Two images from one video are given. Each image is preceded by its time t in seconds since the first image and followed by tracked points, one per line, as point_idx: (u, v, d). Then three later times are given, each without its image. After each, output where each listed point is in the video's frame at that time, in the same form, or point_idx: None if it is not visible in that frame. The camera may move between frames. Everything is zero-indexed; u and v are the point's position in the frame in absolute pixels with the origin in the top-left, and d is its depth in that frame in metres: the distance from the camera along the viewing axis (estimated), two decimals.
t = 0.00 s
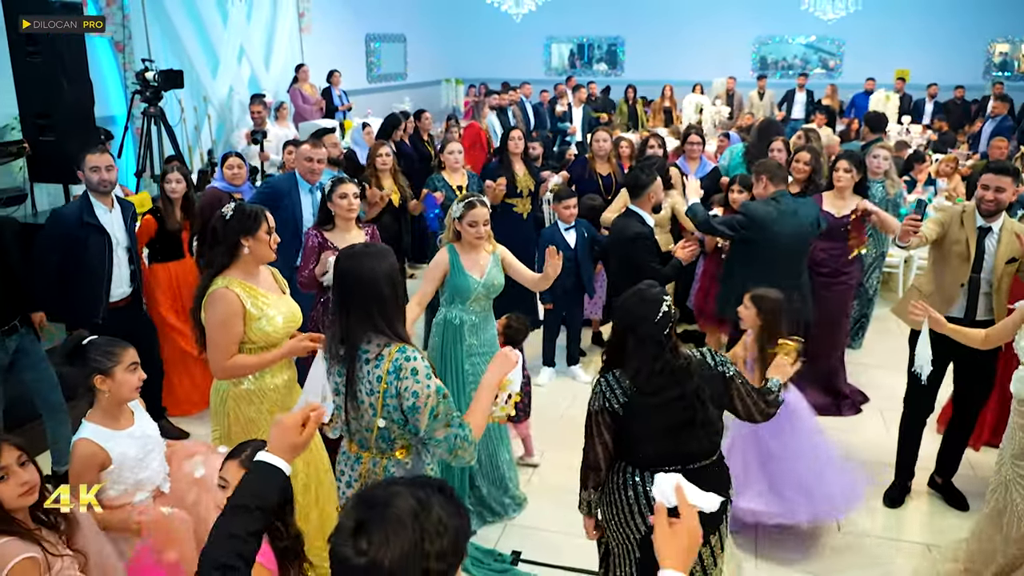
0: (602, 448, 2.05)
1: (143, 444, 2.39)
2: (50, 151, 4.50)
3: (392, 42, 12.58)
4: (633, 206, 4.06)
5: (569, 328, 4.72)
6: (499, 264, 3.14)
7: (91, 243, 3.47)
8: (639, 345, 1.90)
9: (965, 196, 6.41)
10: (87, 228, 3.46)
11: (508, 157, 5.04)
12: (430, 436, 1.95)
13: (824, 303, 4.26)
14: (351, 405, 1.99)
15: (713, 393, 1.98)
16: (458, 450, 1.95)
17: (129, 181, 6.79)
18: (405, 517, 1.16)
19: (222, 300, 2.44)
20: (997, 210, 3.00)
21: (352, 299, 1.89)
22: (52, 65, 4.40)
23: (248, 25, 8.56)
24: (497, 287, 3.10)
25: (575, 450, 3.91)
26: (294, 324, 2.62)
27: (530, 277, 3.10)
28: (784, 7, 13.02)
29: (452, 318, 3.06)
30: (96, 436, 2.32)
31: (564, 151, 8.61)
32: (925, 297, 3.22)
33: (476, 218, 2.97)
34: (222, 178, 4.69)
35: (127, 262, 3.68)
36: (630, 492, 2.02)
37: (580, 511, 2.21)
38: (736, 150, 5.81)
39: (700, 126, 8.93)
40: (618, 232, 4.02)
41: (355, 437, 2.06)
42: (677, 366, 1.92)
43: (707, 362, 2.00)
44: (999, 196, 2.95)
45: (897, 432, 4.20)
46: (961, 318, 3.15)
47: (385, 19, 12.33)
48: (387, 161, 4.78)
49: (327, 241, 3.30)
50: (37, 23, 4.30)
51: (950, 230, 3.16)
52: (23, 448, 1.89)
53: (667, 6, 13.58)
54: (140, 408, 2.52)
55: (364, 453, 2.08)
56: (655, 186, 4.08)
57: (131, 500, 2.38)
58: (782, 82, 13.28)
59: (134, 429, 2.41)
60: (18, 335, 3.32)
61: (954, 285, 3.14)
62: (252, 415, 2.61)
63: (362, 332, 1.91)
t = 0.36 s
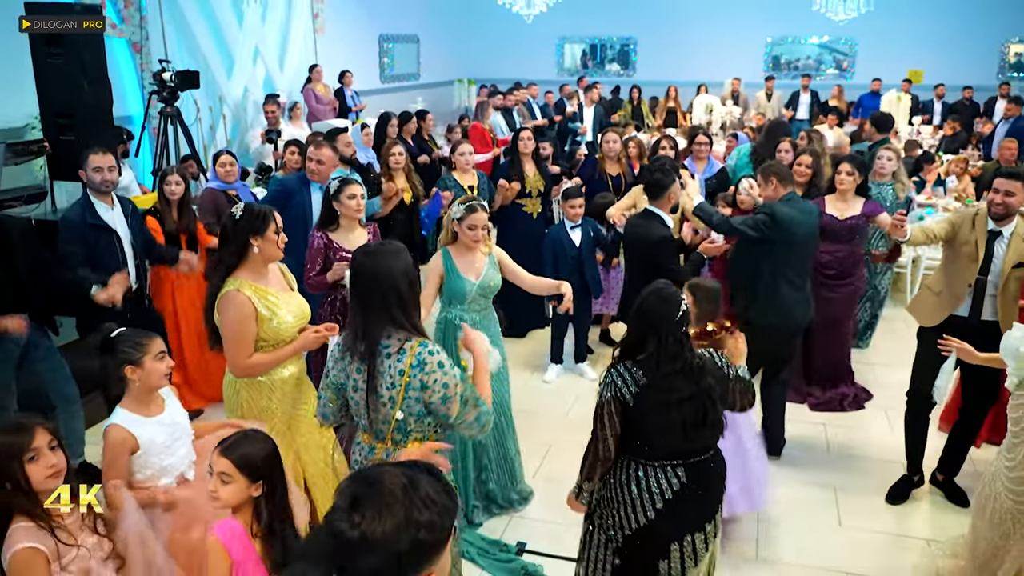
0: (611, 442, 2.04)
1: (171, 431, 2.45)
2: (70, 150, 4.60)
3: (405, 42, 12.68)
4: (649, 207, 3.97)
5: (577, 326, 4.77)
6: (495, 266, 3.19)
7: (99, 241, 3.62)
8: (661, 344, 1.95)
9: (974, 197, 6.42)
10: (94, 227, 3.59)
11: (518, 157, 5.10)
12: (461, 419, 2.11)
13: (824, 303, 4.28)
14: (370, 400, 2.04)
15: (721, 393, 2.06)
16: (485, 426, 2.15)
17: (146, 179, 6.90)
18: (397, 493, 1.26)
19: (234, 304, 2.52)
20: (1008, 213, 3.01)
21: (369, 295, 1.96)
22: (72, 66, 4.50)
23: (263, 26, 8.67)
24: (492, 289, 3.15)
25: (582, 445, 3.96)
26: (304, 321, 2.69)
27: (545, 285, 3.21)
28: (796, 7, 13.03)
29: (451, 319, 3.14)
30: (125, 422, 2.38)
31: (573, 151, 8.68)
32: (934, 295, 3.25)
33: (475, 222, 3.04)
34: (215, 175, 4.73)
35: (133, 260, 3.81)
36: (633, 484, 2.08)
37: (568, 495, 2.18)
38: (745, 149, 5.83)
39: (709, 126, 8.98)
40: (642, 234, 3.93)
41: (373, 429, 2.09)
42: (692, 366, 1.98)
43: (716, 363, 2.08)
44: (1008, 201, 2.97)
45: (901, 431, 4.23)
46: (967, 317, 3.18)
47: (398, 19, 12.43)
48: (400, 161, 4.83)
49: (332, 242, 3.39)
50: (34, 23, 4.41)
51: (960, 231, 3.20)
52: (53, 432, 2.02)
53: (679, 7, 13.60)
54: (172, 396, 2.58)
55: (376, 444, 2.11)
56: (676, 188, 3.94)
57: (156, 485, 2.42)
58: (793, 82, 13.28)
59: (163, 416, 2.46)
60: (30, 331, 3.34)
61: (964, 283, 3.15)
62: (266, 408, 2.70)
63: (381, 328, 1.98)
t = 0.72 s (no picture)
0: (585, 422, 2.19)
1: (223, 412, 2.53)
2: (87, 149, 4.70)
3: (416, 43, 12.77)
4: (672, 213, 3.59)
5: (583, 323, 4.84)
6: (500, 263, 3.25)
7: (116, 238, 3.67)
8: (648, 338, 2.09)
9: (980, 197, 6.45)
10: (110, 223, 3.65)
11: (525, 157, 5.18)
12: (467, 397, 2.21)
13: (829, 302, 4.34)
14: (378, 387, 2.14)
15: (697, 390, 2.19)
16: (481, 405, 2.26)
17: (160, 178, 7.02)
18: (380, 509, 1.15)
19: (242, 300, 2.61)
20: (1013, 208, 3.01)
21: (376, 287, 2.03)
22: (88, 67, 4.60)
23: (275, 27, 8.78)
24: (492, 285, 3.21)
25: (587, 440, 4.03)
26: (315, 315, 2.78)
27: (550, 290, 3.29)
28: (806, 8, 13.04)
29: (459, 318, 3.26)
30: (179, 401, 2.47)
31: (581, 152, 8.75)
32: (937, 288, 3.25)
33: (483, 220, 3.10)
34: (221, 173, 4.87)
35: (150, 255, 3.90)
36: (607, 465, 2.21)
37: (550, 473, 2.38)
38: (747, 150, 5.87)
39: (717, 127, 9.03)
40: (668, 240, 3.51)
41: (380, 415, 2.22)
42: (672, 361, 2.12)
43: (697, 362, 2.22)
44: (1015, 195, 2.98)
45: (904, 428, 4.27)
46: (968, 312, 3.20)
47: (409, 20, 12.52)
48: (406, 161, 4.90)
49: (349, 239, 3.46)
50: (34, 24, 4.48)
51: (964, 224, 3.18)
52: (104, 405, 2.22)
53: (688, 7, 13.64)
54: (225, 379, 2.67)
55: (380, 427, 2.24)
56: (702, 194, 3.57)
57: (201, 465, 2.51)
58: (804, 82, 13.30)
59: (216, 398, 2.55)
60: (47, 323, 3.43)
61: (966, 275, 3.17)
62: (277, 397, 2.80)
63: (388, 317, 2.05)
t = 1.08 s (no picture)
0: (569, 416, 2.29)
1: (245, 402, 2.53)
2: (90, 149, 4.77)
3: (415, 43, 12.83)
4: (665, 215, 3.53)
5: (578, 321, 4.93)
6: (495, 264, 3.32)
7: (117, 236, 3.72)
8: (622, 328, 2.18)
9: (970, 196, 6.53)
10: (110, 222, 3.69)
11: (519, 157, 5.26)
12: (424, 402, 2.22)
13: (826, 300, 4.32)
14: (362, 377, 2.20)
15: (672, 377, 2.25)
16: (446, 417, 2.26)
17: (161, 178, 7.09)
18: (355, 517, 1.20)
19: (235, 291, 2.71)
20: (990, 211, 3.13)
21: (370, 281, 2.11)
22: (91, 69, 4.67)
23: (275, 28, 8.85)
24: (488, 284, 3.28)
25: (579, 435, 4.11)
26: (312, 307, 2.85)
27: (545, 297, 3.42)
28: (803, 8, 13.12)
29: (454, 313, 3.31)
30: (204, 388, 2.49)
31: (577, 152, 8.81)
32: (923, 293, 3.27)
33: (479, 215, 3.18)
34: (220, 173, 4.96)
35: (150, 254, 3.95)
36: (593, 453, 2.28)
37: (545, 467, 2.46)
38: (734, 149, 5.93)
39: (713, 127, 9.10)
40: (668, 247, 3.49)
41: (365, 404, 2.27)
42: (645, 349, 2.19)
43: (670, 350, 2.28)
44: (990, 199, 3.10)
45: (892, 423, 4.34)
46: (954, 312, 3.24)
47: (408, 21, 12.59)
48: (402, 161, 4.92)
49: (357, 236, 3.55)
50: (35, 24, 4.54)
51: (946, 229, 3.27)
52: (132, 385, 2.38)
53: (686, 8, 13.71)
54: (253, 368, 2.67)
55: (367, 416, 2.30)
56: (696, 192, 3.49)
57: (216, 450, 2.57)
58: (801, 82, 13.36)
59: (240, 387, 2.55)
60: (51, 319, 3.53)
61: (948, 286, 3.23)
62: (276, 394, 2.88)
63: (376, 309, 2.13)
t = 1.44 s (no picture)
0: (572, 411, 2.30)
1: (239, 397, 2.53)
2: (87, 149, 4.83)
3: (410, 44, 12.90)
4: (638, 213, 3.65)
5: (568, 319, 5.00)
6: (481, 259, 3.39)
7: (117, 232, 3.81)
8: (617, 317, 2.25)
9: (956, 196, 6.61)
10: (111, 217, 3.78)
11: (505, 157, 5.33)
12: (396, 395, 2.25)
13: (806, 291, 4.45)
14: (351, 363, 2.28)
15: (666, 359, 2.32)
16: (415, 413, 2.28)
17: (157, 178, 7.14)
18: (304, 490, 1.27)
19: (222, 281, 2.78)
20: (962, 202, 3.21)
21: (359, 276, 2.19)
22: (88, 70, 4.74)
23: (271, 30, 8.92)
24: (474, 277, 3.37)
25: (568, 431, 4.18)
26: (296, 301, 2.92)
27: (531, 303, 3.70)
28: (795, 10, 13.21)
29: (435, 303, 3.40)
30: (201, 375, 2.52)
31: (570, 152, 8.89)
32: (898, 283, 3.40)
33: (467, 208, 3.24)
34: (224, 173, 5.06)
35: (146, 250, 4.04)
36: (602, 444, 2.28)
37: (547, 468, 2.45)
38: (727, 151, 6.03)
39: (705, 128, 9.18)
40: (647, 241, 3.62)
41: (354, 391, 2.34)
42: (640, 334, 2.27)
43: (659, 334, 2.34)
44: (963, 188, 3.15)
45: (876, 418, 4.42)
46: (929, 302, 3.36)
47: (404, 23, 12.66)
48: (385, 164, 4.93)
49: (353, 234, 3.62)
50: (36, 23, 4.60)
51: (919, 220, 3.35)
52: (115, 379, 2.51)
53: (680, 10, 13.79)
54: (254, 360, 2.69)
55: (359, 405, 2.36)
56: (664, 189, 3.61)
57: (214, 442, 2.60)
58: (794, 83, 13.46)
59: (237, 381, 2.56)
60: (51, 315, 3.60)
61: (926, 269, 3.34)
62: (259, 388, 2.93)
63: (364, 301, 2.21)
